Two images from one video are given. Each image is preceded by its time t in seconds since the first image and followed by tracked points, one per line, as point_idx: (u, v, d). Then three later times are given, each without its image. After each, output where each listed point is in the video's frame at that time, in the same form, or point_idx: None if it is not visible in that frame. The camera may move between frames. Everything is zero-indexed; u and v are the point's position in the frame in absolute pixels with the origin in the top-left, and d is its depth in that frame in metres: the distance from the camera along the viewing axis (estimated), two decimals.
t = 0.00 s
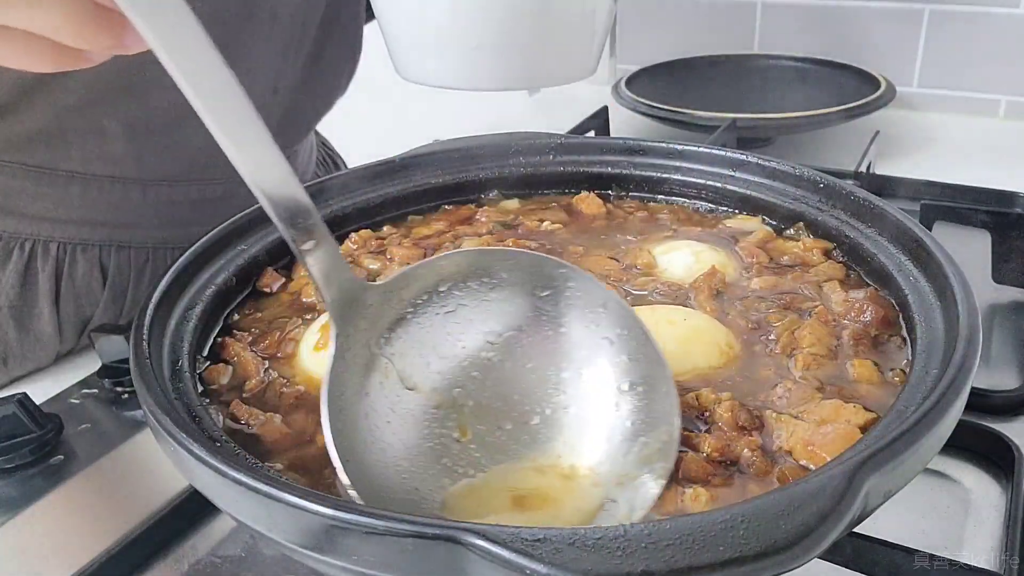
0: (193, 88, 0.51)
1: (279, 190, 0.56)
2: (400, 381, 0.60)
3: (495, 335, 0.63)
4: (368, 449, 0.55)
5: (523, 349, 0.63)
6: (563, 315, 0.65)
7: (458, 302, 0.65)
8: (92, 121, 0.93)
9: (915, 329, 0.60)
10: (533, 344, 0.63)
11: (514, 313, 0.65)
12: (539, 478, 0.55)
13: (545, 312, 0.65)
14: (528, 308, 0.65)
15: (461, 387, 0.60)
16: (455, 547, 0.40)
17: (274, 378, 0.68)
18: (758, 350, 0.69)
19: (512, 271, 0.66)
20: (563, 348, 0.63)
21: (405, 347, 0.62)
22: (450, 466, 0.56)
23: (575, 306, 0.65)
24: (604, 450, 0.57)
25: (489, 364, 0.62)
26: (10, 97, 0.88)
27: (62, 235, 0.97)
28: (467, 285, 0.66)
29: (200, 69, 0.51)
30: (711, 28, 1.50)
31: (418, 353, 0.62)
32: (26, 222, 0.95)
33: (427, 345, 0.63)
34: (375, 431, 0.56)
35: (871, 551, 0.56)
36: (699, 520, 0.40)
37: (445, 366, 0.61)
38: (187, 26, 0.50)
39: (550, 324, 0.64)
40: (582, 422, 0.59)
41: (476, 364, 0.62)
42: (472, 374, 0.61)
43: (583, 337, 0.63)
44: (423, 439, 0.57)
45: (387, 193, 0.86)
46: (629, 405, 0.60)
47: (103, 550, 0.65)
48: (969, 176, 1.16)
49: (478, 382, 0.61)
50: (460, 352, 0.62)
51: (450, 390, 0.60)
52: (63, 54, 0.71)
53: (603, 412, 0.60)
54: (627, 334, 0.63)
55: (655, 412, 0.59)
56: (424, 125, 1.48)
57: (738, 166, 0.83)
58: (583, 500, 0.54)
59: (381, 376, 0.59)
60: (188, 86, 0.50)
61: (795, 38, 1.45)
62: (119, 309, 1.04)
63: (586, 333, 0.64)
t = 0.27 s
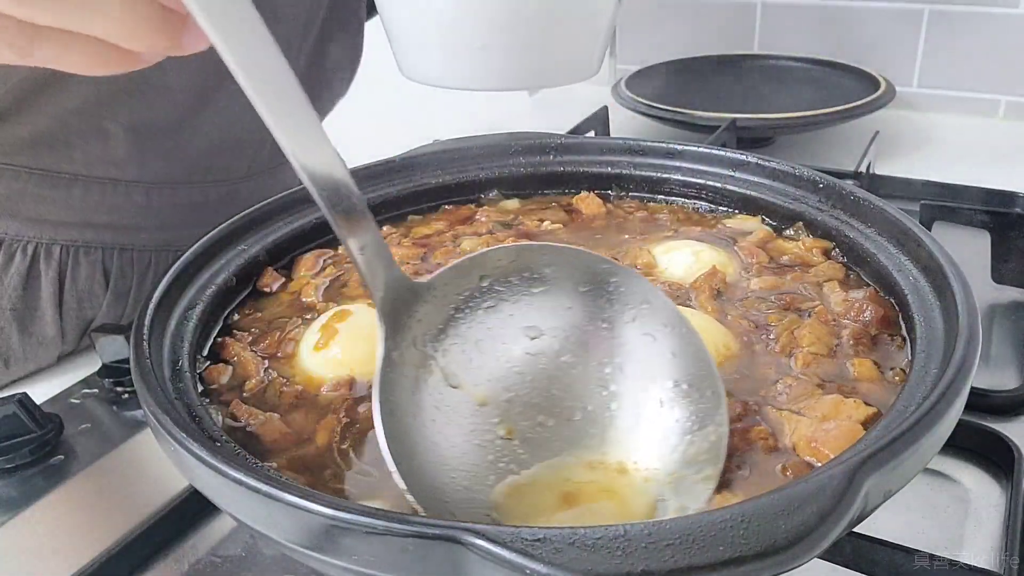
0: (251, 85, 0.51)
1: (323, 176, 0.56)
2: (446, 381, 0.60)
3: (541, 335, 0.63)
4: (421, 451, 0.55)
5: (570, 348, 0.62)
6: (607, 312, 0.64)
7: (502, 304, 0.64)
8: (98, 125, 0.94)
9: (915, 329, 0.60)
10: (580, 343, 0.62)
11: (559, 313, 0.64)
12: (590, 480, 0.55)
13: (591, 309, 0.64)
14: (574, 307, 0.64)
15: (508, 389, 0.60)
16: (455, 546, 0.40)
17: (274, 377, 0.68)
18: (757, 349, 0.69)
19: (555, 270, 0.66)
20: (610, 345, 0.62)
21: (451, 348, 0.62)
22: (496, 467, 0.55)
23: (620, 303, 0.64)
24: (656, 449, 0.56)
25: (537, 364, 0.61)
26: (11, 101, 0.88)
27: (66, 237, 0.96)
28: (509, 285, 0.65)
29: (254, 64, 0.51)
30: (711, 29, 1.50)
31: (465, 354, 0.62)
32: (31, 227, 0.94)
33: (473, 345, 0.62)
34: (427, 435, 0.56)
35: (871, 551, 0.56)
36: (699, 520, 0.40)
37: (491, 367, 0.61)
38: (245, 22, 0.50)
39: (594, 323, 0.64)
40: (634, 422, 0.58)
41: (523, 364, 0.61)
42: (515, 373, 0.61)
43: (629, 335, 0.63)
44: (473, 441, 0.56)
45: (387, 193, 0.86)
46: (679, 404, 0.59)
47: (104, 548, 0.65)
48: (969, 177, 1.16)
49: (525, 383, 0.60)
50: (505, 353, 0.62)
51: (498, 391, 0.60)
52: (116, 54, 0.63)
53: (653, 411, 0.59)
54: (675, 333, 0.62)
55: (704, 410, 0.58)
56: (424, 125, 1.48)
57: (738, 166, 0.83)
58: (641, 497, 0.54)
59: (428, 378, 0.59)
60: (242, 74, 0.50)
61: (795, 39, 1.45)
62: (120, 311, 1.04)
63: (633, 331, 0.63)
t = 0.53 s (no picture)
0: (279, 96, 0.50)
1: (357, 203, 0.57)
2: (481, 393, 0.60)
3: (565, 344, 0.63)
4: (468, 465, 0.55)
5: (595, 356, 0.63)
6: (627, 317, 0.64)
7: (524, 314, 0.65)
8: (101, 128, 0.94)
9: (915, 329, 0.60)
10: (606, 353, 0.63)
11: (581, 322, 0.65)
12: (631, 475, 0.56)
13: (613, 316, 0.65)
14: (596, 316, 0.65)
15: (540, 399, 0.60)
16: (455, 546, 0.40)
17: (274, 376, 0.68)
18: (757, 347, 0.69)
19: (573, 276, 0.66)
20: (634, 352, 0.63)
21: (481, 361, 0.62)
22: (537, 468, 0.56)
23: (640, 308, 0.65)
24: (692, 447, 0.57)
25: (564, 374, 0.62)
26: (14, 105, 0.87)
27: (68, 239, 0.96)
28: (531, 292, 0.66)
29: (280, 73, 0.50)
30: (711, 29, 1.50)
31: (497, 366, 0.62)
32: (33, 230, 0.93)
33: (502, 357, 0.63)
34: (469, 449, 0.56)
35: (871, 551, 0.56)
36: (699, 521, 0.40)
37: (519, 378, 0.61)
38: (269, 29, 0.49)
39: (616, 332, 0.64)
40: (664, 421, 0.59)
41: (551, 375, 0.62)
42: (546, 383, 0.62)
43: (653, 337, 0.63)
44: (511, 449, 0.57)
45: (387, 192, 0.86)
46: (713, 399, 0.59)
47: (104, 547, 0.64)
48: (969, 177, 1.16)
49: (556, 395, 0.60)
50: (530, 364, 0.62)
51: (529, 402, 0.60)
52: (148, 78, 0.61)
53: (686, 411, 0.59)
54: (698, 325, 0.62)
55: (737, 403, 0.59)
56: (425, 125, 1.48)
57: (738, 166, 0.83)
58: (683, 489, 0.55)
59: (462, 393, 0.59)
60: (285, 111, 0.51)
61: (795, 39, 1.45)
62: (121, 313, 1.04)
63: (659, 333, 0.63)
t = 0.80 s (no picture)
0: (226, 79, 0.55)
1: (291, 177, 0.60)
2: (409, 304, 0.68)
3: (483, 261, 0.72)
4: (389, 365, 0.64)
5: (518, 281, 0.72)
6: (546, 241, 0.73)
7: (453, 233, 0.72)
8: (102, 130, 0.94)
9: (915, 329, 0.60)
10: (522, 273, 0.72)
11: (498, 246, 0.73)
12: (547, 378, 0.65)
13: (527, 241, 0.73)
14: (515, 244, 0.73)
15: (467, 316, 0.69)
16: (455, 546, 0.40)
17: (274, 377, 0.68)
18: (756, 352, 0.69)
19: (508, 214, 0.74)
20: (541, 271, 0.72)
21: (412, 273, 0.69)
22: (457, 369, 0.65)
23: (563, 233, 0.74)
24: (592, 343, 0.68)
25: (480, 291, 0.71)
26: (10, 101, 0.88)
27: (64, 238, 0.96)
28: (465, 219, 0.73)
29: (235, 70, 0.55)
30: (711, 28, 1.50)
31: (425, 280, 0.69)
32: (32, 229, 0.95)
33: (426, 272, 0.70)
34: (401, 356, 0.64)
35: (871, 551, 0.56)
36: (699, 522, 0.40)
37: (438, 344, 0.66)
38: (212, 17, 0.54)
39: (534, 260, 0.73)
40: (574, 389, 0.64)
41: (470, 293, 0.70)
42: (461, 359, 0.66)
43: (559, 259, 0.73)
44: (428, 349, 0.66)
45: (387, 193, 0.86)
46: (614, 307, 0.70)
47: (104, 548, 0.64)
48: (969, 177, 1.16)
49: (477, 307, 0.70)
50: (450, 278, 0.70)
51: (445, 310, 0.68)
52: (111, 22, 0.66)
53: (590, 319, 0.70)
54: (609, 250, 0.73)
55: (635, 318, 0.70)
56: (425, 124, 1.49)
57: (737, 166, 0.83)
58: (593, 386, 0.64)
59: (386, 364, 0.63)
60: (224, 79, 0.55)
61: (795, 38, 1.45)
62: (120, 311, 1.04)
63: (560, 254, 0.73)
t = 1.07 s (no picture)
0: (134, 73, 0.58)
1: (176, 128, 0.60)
2: (272, 225, 0.66)
3: (349, 184, 0.70)
4: (245, 287, 0.63)
5: (378, 209, 0.71)
6: (403, 170, 0.72)
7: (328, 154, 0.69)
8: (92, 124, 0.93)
9: (916, 329, 0.60)
10: (384, 196, 0.71)
11: (369, 168, 0.71)
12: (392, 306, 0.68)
13: (391, 167, 0.71)
14: (391, 166, 0.71)
15: (322, 240, 0.69)
16: (455, 547, 0.40)
17: (273, 377, 0.68)
18: (756, 355, 0.69)
19: (379, 138, 0.71)
20: (400, 195, 0.71)
21: (279, 186, 0.67)
22: (304, 294, 0.66)
23: (418, 162, 0.72)
24: (435, 278, 0.70)
25: (349, 212, 0.70)
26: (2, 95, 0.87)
27: (54, 232, 0.96)
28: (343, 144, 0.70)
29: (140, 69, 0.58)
30: (711, 28, 1.49)
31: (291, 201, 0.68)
32: (21, 221, 0.94)
33: (295, 193, 0.68)
34: (257, 275, 0.64)
35: (871, 551, 0.56)
36: (700, 523, 0.40)
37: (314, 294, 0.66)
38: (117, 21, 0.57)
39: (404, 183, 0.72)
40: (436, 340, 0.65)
41: (335, 217, 0.70)
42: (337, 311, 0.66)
43: (421, 188, 0.72)
44: (283, 273, 0.66)
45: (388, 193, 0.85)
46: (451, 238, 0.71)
47: (102, 550, 0.64)
48: (969, 176, 1.16)
49: (334, 231, 0.70)
50: (314, 200, 0.69)
51: (303, 232, 0.68)
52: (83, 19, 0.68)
53: (432, 250, 0.71)
54: (461, 183, 0.72)
55: (477, 256, 0.71)
56: (423, 123, 1.48)
57: (738, 166, 0.83)
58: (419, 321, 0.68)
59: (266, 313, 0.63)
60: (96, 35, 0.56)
61: (795, 38, 1.45)
62: (113, 305, 1.04)
63: (421, 181, 0.72)
